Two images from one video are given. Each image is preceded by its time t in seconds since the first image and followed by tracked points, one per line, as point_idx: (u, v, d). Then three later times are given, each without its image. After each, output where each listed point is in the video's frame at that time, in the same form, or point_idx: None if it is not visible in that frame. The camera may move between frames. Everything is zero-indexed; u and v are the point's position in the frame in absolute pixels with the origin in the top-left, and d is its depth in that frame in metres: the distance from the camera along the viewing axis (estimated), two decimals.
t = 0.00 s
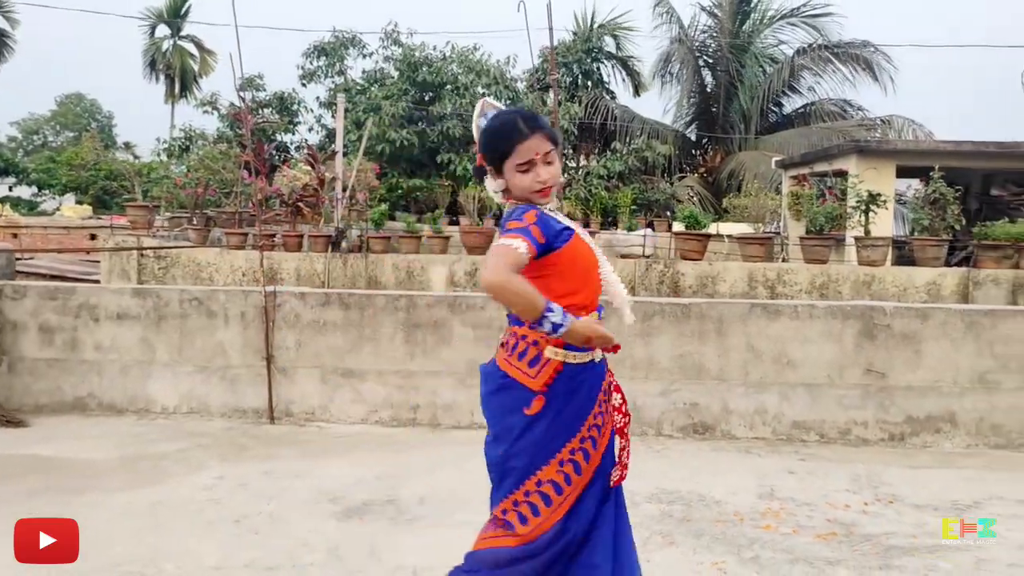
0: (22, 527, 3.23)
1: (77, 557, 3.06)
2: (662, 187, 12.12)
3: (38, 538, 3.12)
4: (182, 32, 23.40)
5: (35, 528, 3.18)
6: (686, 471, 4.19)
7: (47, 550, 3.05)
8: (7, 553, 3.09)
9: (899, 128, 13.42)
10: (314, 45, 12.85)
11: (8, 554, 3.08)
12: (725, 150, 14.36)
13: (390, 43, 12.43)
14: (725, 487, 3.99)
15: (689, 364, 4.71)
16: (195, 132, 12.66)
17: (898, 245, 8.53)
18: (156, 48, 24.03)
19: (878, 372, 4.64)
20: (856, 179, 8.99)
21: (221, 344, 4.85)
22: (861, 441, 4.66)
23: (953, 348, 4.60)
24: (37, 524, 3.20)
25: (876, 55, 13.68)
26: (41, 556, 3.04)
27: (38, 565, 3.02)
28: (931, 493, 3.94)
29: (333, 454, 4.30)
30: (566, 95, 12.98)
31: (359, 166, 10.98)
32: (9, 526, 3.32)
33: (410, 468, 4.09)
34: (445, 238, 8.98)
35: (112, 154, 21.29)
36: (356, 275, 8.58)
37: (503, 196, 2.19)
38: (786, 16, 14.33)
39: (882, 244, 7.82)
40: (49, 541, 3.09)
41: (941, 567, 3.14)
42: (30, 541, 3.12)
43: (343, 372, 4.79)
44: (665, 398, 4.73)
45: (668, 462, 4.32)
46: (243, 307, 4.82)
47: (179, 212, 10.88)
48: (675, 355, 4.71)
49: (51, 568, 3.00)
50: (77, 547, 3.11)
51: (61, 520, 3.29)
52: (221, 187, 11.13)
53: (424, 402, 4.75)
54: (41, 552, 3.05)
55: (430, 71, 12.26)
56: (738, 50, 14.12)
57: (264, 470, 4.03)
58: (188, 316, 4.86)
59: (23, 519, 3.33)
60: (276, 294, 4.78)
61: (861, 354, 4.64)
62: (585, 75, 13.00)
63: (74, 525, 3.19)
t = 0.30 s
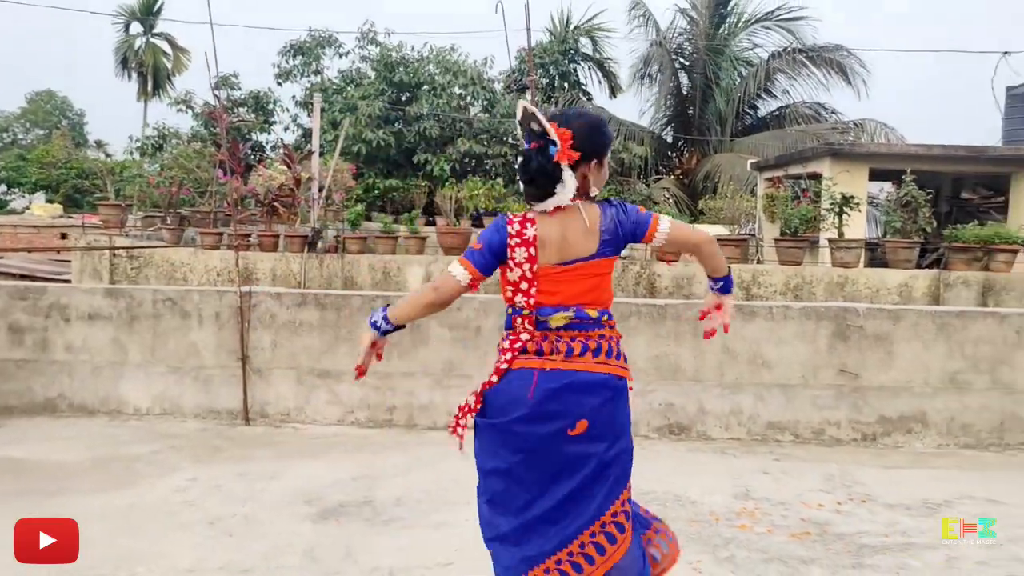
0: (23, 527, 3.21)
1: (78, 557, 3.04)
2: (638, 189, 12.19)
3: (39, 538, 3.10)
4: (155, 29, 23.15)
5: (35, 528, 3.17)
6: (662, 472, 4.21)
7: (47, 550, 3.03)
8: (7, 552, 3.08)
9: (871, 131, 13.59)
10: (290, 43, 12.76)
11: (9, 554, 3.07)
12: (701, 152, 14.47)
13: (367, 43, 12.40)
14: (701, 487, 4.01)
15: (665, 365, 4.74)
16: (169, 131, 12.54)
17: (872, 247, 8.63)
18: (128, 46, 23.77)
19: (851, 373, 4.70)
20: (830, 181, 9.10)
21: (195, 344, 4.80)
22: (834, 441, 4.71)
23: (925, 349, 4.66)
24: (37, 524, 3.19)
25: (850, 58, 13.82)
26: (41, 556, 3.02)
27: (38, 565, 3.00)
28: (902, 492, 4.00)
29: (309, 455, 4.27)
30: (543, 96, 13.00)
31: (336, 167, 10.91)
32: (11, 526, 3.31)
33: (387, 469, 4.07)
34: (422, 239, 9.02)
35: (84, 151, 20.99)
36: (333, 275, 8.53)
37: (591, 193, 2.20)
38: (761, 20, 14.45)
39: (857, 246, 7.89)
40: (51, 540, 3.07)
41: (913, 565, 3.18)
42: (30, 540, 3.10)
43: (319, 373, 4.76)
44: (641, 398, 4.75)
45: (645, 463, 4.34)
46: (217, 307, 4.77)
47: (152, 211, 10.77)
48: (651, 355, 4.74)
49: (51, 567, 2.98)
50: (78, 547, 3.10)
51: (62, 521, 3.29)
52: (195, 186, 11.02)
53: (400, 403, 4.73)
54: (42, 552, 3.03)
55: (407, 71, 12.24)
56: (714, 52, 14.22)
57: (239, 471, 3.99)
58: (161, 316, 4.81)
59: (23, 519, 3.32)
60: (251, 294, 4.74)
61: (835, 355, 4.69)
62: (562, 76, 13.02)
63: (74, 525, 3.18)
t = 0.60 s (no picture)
0: (22, 527, 3.25)
1: (78, 556, 3.06)
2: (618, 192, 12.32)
3: (39, 538, 3.12)
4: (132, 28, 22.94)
5: (36, 528, 3.21)
6: (640, 473, 4.24)
7: (48, 550, 3.05)
8: (7, 553, 3.09)
9: (847, 136, 13.76)
10: (270, 44, 12.71)
11: (10, 554, 3.08)
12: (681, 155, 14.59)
13: (348, 45, 12.37)
14: (678, 488, 4.04)
15: (643, 367, 4.77)
16: (146, 131, 12.45)
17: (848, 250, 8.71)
18: (105, 45, 23.53)
19: (826, 375, 4.75)
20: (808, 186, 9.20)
21: (172, 346, 4.77)
22: (810, 443, 4.76)
23: (898, 351, 4.73)
24: (37, 524, 3.23)
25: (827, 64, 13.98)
26: (40, 556, 3.03)
27: (40, 564, 3.01)
28: (875, 492, 4.05)
29: (286, 457, 4.25)
30: (523, 99, 13.04)
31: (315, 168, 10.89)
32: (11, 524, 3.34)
33: (365, 471, 4.06)
34: (400, 241, 9.03)
35: (59, 151, 20.73)
36: (311, 276, 8.49)
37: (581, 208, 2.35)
38: (740, 24, 14.57)
39: (832, 250, 8.03)
40: (51, 540, 3.09)
41: (885, 565, 3.22)
42: (30, 541, 3.13)
43: (298, 375, 4.74)
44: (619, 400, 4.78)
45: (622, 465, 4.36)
46: (194, 309, 4.74)
47: (128, 211, 10.69)
48: (628, 357, 4.77)
49: (52, 566, 2.98)
50: (78, 547, 3.13)
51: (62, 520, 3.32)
52: (173, 187, 10.95)
53: (379, 405, 4.72)
54: (42, 551, 3.05)
55: (387, 73, 12.23)
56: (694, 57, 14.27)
57: (214, 474, 3.97)
58: (137, 317, 4.77)
59: (24, 519, 3.35)
60: (229, 295, 4.72)
61: (810, 357, 4.74)
62: (542, 79, 13.08)
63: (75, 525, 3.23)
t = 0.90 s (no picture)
0: (22, 527, 3.27)
1: (77, 557, 3.07)
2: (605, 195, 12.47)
3: (39, 538, 3.14)
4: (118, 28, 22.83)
5: (35, 529, 3.22)
6: (625, 476, 4.25)
7: (47, 550, 3.05)
8: (8, 552, 3.11)
9: (832, 140, 13.89)
10: (256, 45, 12.67)
11: (8, 554, 3.09)
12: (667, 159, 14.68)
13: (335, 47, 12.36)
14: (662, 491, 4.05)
15: (628, 370, 4.79)
16: (131, 133, 12.40)
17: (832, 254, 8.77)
18: (90, 46, 23.39)
19: (810, 378, 4.78)
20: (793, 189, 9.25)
21: (156, 348, 4.75)
22: (793, 445, 4.79)
23: (881, 354, 4.76)
24: (37, 524, 3.25)
25: (812, 68, 14.07)
26: (40, 556, 3.04)
27: (38, 565, 3.02)
28: (859, 494, 4.08)
29: (271, 460, 4.24)
30: (510, 101, 13.23)
31: (301, 170, 10.81)
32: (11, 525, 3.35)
33: (349, 474, 4.06)
34: (386, 243, 9.01)
35: (44, 152, 20.56)
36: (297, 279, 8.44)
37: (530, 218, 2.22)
38: (726, 27, 14.65)
39: (816, 253, 8.12)
40: (49, 541, 3.10)
41: (867, 567, 3.25)
42: (31, 540, 3.14)
43: (282, 378, 4.73)
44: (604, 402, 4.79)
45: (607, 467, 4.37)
46: (178, 311, 4.72)
47: (113, 213, 10.64)
48: (613, 360, 4.78)
49: (50, 567, 3.00)
50: (77, 547, 3.14)
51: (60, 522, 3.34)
52: (158, 188, 10.89)
53: (364, 407, 4.71)
54: (41, 552, 3.05)
55: (375, 75, 12.22)
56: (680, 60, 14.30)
57: (198, 477, 3.95)
58: (121, 320, 4.75)
59: (24, 519, 3.37)
60: (214, 297, 4.70)
61: (794, 360, 4.78)
62: (529, 82, 13.27)
63: (73, 526, 3.24)
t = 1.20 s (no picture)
0: (22, 527, 3.27)
1: (78, 556, 3.08)
2: (598, 197, 12.51)
3: (39, 538, 3.14)
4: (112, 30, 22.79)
5: (35, 529, 3.23)
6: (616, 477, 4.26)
7: (47, 550, 3.06)
8: (8, 553, 3.12)
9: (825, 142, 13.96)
10: (249, 46, 12.66)
11: (8, 554, 3.10)
12: (660, 160, 14.73)
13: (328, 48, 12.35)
14: (654, 491, 4.07)
15: (619, 370, 4.80)
16: (124, 133, 12.37)
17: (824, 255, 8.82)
18: (84, 47, 23.35)
19: (801, 378, 4.80)
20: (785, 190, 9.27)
21: (147, 349, 4.74)
22: (785, 446, 4.81)
23: (872, 355, 4.78)
24: (37, 524, 3.26)
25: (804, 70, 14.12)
26: (41, 556, 3.05)
27: (38, 565, 3.03)
28: (850, 494, 4.10)
29: (263, 462, 4.23)
30: (503, 102, 13.27)
31: (295, 171, 10.82)
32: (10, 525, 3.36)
33: (341, 475, 4.06)
34: (378, 245, 9.00)
35: (37, 152, 20.50)
36: (289, 280, 8.47)
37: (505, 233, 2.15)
38: (718, 29, 14.69)
39: (807, 254, 8.15)
40: (49, 540, 3.10)
41: (858, 566, 3.27)
42: (31, 541, 3.15)
43: (274, 379, 4.73)
44: (596, 403, 4.80)
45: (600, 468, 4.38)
46: (170, 312, 4.71)
47: (105, 213, 10.62)
48: (605, 361, 4.79)
49: (50, 567, 3.01)
50: (77, 547, 3.14)
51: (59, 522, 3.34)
52: (150, 189, 10.87)
53: (356, 409, 4.71)
54: (41, 552, 3.06)
55: (368, 76, 12.24)
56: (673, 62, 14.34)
57: (189, 478, 3.95)
58: (113, 321, 4.74)
59: (24, 519, 3.38)
60: (206, 298, 4.70)
61: (785, 361, 4.79)
62: (523, 84, 13.29)
63: (73, 526, 3.24)
